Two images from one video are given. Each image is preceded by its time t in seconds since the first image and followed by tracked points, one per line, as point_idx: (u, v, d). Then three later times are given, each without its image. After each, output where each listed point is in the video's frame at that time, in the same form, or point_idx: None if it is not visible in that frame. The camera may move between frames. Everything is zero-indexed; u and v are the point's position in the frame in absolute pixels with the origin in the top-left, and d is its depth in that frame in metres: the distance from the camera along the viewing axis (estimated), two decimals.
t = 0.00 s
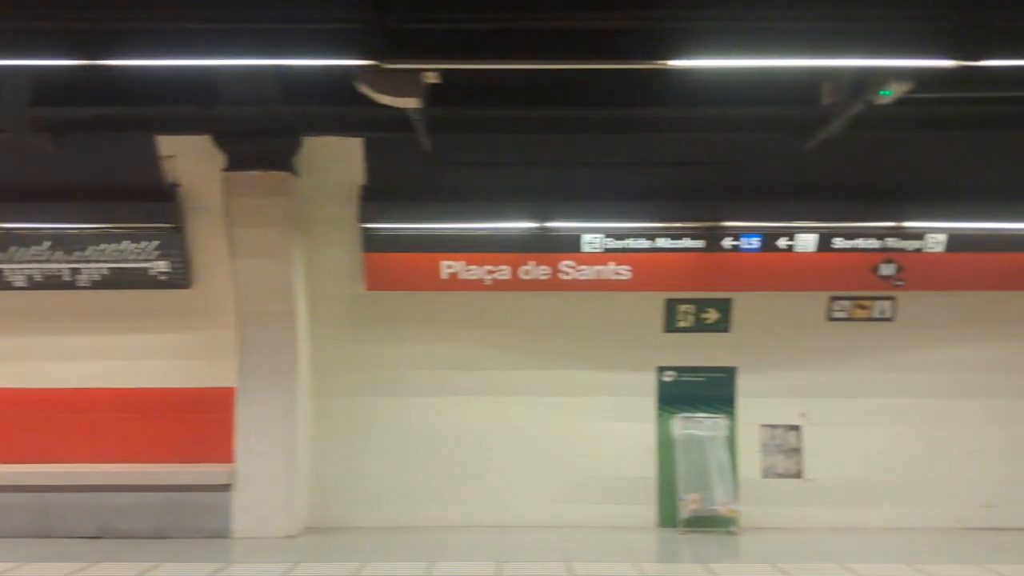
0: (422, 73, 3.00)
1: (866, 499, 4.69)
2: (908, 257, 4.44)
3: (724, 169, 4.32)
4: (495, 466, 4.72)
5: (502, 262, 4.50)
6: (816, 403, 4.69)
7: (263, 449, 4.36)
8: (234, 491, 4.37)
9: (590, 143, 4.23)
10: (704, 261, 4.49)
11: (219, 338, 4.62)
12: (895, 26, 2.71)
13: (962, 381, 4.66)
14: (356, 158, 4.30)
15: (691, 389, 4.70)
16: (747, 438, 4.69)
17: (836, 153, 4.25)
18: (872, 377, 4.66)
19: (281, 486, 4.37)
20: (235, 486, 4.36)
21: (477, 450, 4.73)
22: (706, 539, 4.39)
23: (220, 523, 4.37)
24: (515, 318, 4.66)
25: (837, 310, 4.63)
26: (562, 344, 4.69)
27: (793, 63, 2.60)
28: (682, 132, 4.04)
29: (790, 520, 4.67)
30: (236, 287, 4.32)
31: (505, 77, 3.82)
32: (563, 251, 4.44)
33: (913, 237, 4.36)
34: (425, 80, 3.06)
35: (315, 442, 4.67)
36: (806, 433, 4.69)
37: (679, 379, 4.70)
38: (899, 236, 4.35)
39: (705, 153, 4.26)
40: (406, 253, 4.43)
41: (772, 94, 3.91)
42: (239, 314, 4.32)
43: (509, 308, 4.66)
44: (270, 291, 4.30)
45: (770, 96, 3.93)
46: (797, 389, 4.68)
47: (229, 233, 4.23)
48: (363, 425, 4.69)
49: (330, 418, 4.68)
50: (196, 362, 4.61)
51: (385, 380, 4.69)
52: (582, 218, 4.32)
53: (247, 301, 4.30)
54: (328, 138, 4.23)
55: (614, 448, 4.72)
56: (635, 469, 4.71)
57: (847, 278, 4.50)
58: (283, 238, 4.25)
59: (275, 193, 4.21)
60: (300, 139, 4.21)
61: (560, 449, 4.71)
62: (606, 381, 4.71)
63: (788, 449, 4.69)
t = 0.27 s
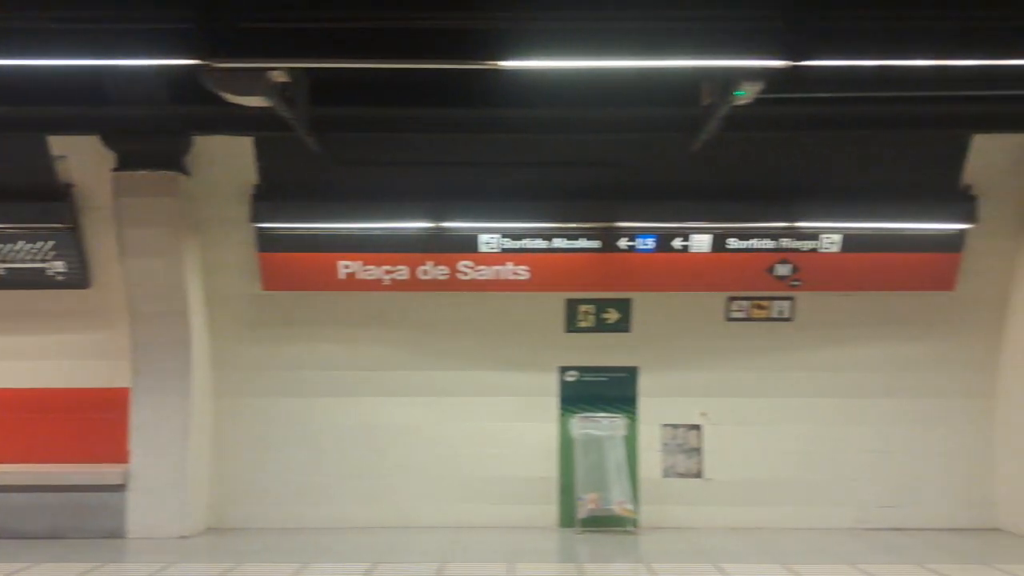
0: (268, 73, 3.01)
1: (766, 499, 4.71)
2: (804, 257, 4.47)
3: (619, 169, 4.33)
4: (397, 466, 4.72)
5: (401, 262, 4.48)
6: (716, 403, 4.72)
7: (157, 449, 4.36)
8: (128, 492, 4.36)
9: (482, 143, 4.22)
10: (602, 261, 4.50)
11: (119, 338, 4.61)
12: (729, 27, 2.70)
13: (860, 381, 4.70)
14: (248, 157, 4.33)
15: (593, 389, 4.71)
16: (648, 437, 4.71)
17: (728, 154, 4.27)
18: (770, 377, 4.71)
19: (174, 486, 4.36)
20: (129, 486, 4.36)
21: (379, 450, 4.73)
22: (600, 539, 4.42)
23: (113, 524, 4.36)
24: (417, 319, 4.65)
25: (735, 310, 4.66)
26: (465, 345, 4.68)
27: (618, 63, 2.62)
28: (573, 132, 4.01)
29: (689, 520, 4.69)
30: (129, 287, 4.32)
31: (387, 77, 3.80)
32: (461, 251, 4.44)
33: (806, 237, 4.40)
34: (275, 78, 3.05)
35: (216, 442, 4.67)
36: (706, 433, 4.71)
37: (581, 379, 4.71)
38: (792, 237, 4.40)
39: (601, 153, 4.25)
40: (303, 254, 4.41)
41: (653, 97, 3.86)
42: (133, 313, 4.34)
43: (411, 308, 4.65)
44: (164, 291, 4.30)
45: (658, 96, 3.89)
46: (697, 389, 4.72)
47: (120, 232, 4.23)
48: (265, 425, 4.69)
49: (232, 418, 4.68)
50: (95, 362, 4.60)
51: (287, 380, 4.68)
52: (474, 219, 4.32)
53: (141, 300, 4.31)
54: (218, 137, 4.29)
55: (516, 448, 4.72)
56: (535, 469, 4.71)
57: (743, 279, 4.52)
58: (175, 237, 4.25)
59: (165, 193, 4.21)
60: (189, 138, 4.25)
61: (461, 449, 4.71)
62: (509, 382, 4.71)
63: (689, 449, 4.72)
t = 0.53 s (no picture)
0: (125, 73, 3.01)
1: (673, 499, 4.72)
2: (705, 258, 4.52)
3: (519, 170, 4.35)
4: (305, 467, 4.72)
5: (304, 262, 4.48)
6: (623, 403, 4.74)
7: (58, 450, 4.36)
8: (29, 492, 4.36)
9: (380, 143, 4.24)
10: (507, 261, 4.49)
11: (25, 338, 4.62)
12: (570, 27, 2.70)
13: (767, 381, 4.71)
14: (147, 157, 4.39)
15: (501, 389, 4.71)
16: (555, 437, 4.73)
17: (625, 155, 4.31)
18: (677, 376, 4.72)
19: (74, 487, 4.36)
20: (30, 486, 4.36)
21: (287, 450, 4.72)
22: (501, 538, 4.43)
23: (13, 524, 4.36)
24: (324, 319, 4.66)
25: (640, 310, 4.68)
26: (372, 344, 4.69)
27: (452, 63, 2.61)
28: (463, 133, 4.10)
29: (595, 520, 4.71)
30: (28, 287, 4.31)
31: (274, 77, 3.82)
32: (364, 250, 4.44)
33: (705, 238, 4.45)
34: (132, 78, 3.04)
35: (123, 442, 4.67)
36: (613, 433, 4.73)
37: (489, 379, 4.71)
38: (691, 237, 4.45)
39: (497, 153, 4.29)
40: (205, 253, 4.42)
41: (535, 97, 3.86)
42: (32, 314, 4.34)
43: (318, 308, 4.67)
44: (62, 291, 4.30)
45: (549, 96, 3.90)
46: (604, 389, 4.74)
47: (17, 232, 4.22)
48: (172, 425, 4.69)
49: (138, 419, 4.67)
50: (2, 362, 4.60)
51: (194, 380, 4.67)
52: (374, 219, 4.33)
53: (39, 300, 4.31)
54: (116, 138, 4.35)
55: (424, 448, 4.73)
56: (441, 468, 4.70)
57: (645, 279, 4.55)
58: (73, 237, 4.25)
59: (62, 194, 4.21)
60: (88, 139, 4.30)
61: (369, 449, 4.72)
62: (417, 382, 4.70)
63: (596, 448, 4.74)
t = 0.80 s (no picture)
0: None
1: (586, 499, 4.72)
2: (614, 258, 4.51)
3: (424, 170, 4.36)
4: (219, 467, 4.73)
5: (210, 263, 4.52)
6: (537, 402, 4.74)
7: None
8: None
9: (284, 144, 4.27)
10: (415, 261, 4.51)
11: None
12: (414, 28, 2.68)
13: (682, 380, 4.69)
14: (54, 156, 4.36)
15: (415, 389, 4.71)
16: (468, 437, 4.73)
17: (529, 155, 4.32)
18: (592, 376, 4.71)
19: None
20: None
21: (201, 450, 4.73)
22: (408, 539, 4.44)
23: None
24: (237, 318, 4.68)
25: (553, 310, 4.67)
26: (286, 344, 4.70)
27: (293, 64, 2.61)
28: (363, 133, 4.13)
29: (508, 520, 4.72)
30: None
31: (163, 77, 3.78)
32: (271, 251, 4.47)
33: (613, 238, 4.45)
34: None
35: (37, 442, 4.68)
36: (527, 433, 4.73)
37: (403, 379, 4.71)
38: (599, 238, 4.45)
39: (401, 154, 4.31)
40: (113, 254, 4.48)
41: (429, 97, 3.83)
42: None
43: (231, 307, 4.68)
44: None
45: (439, 97, 3.82)
46: (518, 388, 4.72)
47: None
48: (85, 426, 4.69)
49: (52, 419, 4.68)
50: None
51: (107, 380, 4.68)
52: (279, 219, 4.34)
53: None
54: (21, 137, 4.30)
55: (338, 448, 4.73)
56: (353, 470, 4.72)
57: (555, 278, 4.55)
58: None
59: None
60: None
61: (282, 449, 4.73)
62: (330, 382, 4.71)
63: (510, 448, 4.74)
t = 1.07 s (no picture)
0: None
1: (504, 498, 4.74)
2: (529, 258, 4.50)
3: (340, 169, 4.43)
4: (136, 468, 4.72)
5: (125, 263, 4.55)
6: (456, 402, 4.74)
7: None
8: None
9: (199, 144, 4.34)
10: (330, 261, 4.50)
11: None
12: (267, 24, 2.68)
13: (599, 380, 4.72)
14: None
15: (333, 390, 4.70)
16: (387, 437, 4.72)
17: (442, 156, 4.38)
18: (510, 376, 4.73)
19: None
20: None
21: (119, 451, 4.72)
22: (321, 539, 4.45)
23: None
24: (154, 319, 4.68)
25: (471, 311, 4.67)
26: (202, 345, 4.69)
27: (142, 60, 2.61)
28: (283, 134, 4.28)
29: (427, 521, 4.72)
30: None
31: (67, 78, 3.85)
32: (183, 251, 4.49)
33: (527, 238, 4.44)
34: None
35: None
36: (446, 433, 4.73)
37: (321, 380, 4.70)
38: (513, 238, 4.44)
39: (316, 154, 4.39)
40: (27, 254, 4.50)
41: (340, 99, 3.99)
42: None
43: (148, 308, 4.69)
44: None
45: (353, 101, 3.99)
46: (436, 389, 4.72)
47: None
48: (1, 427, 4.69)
49: None
50: None
51: (23, 381, 4.68)
52: (191, 219, 4.38)
53: None
54: None
55: (256, 449, 4.74)
56: (271, 471, 4.74)
57: (470, 278, 4.54)
58: None
59: None
60: None
61: (201, 450, 4.73)
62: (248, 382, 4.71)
63: (429, 449, 4.73)
